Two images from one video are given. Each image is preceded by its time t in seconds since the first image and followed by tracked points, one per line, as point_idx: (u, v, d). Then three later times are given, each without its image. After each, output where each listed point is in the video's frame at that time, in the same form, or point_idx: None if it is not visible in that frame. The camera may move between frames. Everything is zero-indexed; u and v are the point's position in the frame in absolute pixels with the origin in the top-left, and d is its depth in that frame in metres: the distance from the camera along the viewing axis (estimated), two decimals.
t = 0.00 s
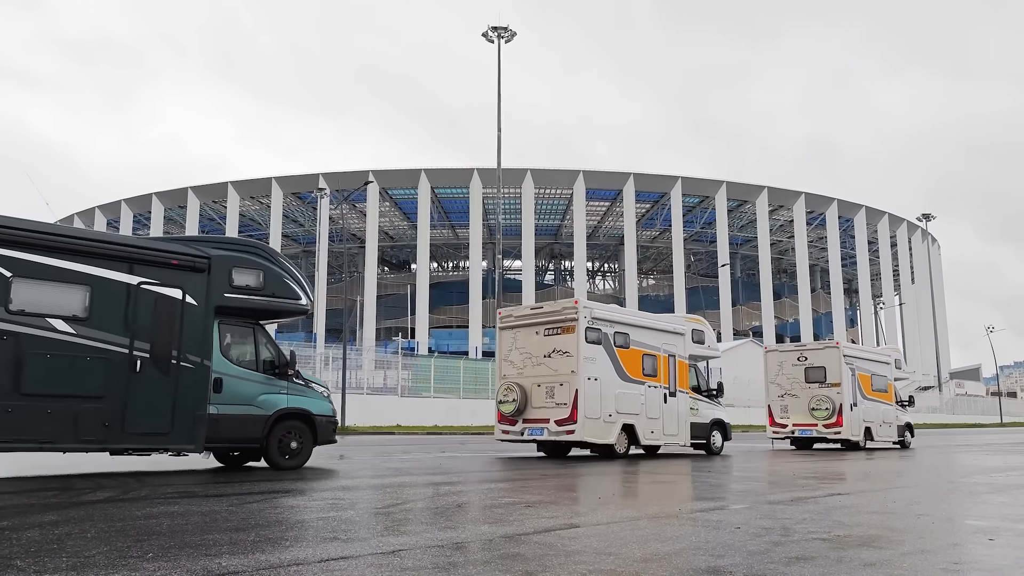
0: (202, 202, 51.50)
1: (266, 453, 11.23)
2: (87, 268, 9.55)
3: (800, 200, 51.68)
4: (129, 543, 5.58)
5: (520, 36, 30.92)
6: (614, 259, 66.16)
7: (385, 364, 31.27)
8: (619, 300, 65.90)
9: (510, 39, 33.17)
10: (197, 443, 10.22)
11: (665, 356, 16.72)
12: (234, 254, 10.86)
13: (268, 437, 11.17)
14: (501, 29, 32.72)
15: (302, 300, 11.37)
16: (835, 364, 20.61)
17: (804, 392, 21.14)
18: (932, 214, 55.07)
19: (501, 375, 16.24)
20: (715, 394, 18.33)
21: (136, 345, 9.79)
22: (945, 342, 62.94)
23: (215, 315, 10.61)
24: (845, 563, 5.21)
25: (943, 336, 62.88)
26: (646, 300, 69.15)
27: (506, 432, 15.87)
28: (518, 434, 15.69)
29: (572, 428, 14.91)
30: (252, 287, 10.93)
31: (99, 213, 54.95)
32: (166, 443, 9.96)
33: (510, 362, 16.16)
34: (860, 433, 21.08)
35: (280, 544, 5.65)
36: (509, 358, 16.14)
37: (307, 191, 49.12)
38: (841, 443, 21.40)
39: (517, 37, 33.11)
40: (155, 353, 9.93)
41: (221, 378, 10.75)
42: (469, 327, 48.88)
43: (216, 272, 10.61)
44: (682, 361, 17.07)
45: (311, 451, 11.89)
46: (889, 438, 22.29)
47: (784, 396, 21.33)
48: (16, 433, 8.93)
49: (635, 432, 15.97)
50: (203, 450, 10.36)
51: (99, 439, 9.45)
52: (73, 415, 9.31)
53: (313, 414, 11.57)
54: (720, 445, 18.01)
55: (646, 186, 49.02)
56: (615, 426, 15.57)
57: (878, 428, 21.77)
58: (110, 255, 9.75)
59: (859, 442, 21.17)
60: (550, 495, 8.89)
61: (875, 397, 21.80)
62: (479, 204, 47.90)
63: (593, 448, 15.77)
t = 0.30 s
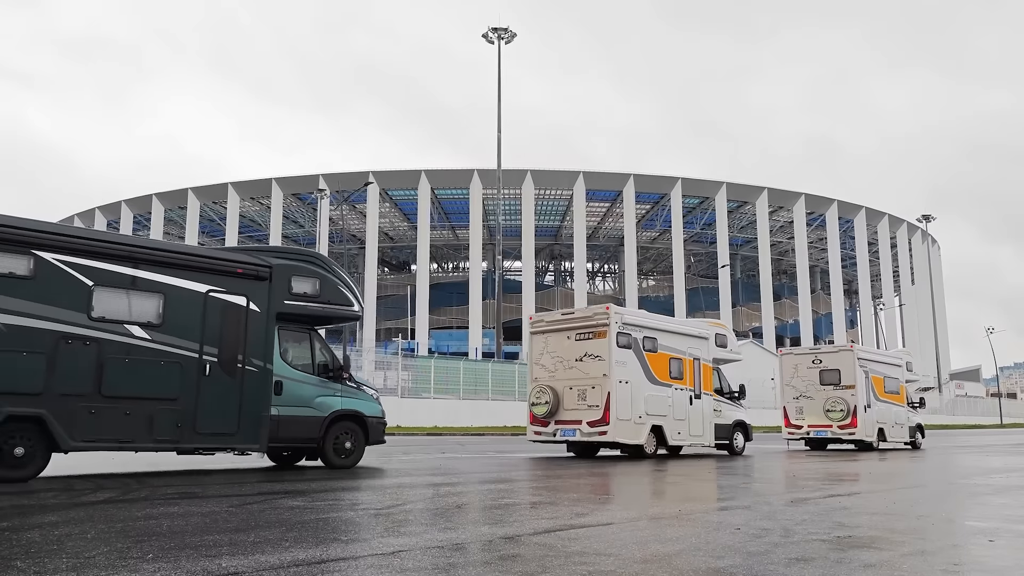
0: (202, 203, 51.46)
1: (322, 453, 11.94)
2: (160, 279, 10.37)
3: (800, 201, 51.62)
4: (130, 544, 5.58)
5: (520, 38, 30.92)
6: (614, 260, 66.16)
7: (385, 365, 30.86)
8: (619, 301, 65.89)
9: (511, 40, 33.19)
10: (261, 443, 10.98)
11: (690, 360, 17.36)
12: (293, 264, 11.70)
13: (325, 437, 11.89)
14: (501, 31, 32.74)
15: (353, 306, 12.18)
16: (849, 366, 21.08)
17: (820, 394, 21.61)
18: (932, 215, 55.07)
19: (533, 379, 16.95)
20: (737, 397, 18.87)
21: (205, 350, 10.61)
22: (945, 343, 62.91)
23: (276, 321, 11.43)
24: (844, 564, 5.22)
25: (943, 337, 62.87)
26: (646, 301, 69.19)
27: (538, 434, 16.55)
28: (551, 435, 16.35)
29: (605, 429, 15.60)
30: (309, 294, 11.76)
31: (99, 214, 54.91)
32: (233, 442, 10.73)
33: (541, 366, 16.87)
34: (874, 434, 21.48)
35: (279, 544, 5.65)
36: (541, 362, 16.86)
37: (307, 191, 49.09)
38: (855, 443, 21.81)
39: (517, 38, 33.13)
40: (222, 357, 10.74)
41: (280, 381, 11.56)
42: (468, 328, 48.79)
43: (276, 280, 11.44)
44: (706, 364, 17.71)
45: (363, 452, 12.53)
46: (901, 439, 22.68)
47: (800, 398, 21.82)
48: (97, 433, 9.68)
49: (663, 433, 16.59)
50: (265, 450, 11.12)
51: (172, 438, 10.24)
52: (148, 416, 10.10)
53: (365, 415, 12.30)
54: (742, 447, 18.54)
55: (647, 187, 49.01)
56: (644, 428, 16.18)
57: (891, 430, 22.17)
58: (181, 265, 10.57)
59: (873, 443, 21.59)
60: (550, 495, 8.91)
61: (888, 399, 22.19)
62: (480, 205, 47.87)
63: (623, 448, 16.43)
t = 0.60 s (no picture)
0: (202, 204, 51.47)
1: (373, 453, 12.37)
2: (225, 286, 10.91)
3: (800, 202, 51.63)
4: (131, 545, 5.60)
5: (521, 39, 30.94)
6: (614, 260, 66.17)
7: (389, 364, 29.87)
8: (619, 302, 65.87)
9: (510, 41, 33.19)
10: (318, 443, 11.60)
11: (715, 363, 17.85)
12: (346, 272, 12.12)
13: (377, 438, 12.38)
14: (500, 31, 32.74)
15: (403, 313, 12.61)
16: (863, 369, 21.65)
17: (834, 396, 22.12)
18: (932, 215, 55.13)
19: (562, 381, 17.36)
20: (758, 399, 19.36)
21: (267, 355, 11.18)
22: (944, 344, 62.87)
23: (330, 327, 11.96)
24: (843, 565, 5.22)
25: (943, 338, 62.87)
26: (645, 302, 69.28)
27: (567, 434, 17.00)
28: (581, 435, 16.79)
29: (634, 430, 16.08)
30: (362, 300, 12.20)
31: (98, 214, 54.93)
32: (294, 442, 11.35)
33: (570, 369, 17.29)
34: (887, 435, 22.06)
35: (279, 545, 5.67)
36: (570, 365, 17.27)
37: (307, 193, 49.10)
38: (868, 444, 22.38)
39: (517, 39, 33.14)
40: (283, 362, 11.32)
41: (335, 385, 11.94)
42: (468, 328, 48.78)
43: (331, 287, 11.92)
44: (729, 367, 18.21)
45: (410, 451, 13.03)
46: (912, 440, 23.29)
47: (814, 399, 22.30)
48: (170, 434, 10.30)
49: (689, 435, 17.10)
50: (322, 450, 11.73)
51: (238, 439, 10.85)
52: (216, 418, 10.72)
53: (412, 416, 12.78)
54: (763, 448, 19.10)
55: (647, 188, 49.03)
56: (671, 429, 16.67)
57: (903, 431, 22.77)
58: (244, 273, 11.10)
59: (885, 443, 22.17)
60: (551, 496, 8.92)
61: (899, 401, 22.80)
62: (479, 206, 47.87)
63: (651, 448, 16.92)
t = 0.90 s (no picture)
0: (202, 206, 51.52)
1: (420, 454, 12.85)
2: (284, 295, 11.34)
3: (799, 204, 51.68)
4: (130, 547, 5.60)
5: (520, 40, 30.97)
6: (614, 262, 66.19)
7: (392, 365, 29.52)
8: (619, 303, 65.89)
9: (510, 43, 33.24)
10: (370, 444, 12.06)
11: (738, 367, 18.06)
12: (394, 280, 12.61)
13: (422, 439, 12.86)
14: (500, 33, 32.78)
15: (445, 318, 13.16)
16: (876, 372, 21.86)
17: (847, 399, 22.31)
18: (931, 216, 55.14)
19: (590, 385, 17.62)
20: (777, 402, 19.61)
21: (322, 360, 11.62)
22: (944, 345, 62.84)
23: (380, 333, 12.42)
24: (843, 567, 5.24)
25: (943, 339, 62.85)
26: (645, 303, 69.35)
27: (596, 436, 17.28)
28: (609, 438, 17.04)
29: (662, 433, 16.30)
30: (407, 308, 12.70)
31: (98, 216, 54.98)
32: (347, 444, 11.75)
33: (598, 373, 17.54)
34: (899, 437, 22.31)
35: (278, 547, 5.68)
36: (598, 370, 17.52)
37: (307, 194, 49.15)
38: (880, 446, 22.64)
39: (516, 41, 33.17)
40: (337, 367, 11.78)
41: (383, 389, 12.43)
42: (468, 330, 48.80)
43: (381, 295, 12.40)
44: (751, 371, 18.43)
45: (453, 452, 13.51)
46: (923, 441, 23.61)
47: (828, 402, 22.51)
48: (235, 436, 10.75)
49: (714, 437, 17.33)
50: (372, 451, 12.17)
51: (297, 441, 11.30)
52: (277, 420, 11.16)
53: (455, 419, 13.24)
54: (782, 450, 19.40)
55: (646, 189, 49.08)
56: (697, 431, 16.89)
57: (914, 433, 23.07)
58: (301, 282, 11.54)
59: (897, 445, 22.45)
60: (550, 499, 8.92)
61: (911, 403, 23.08)
62: (479, 208, 47.90)
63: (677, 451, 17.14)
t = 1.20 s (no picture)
0: (201, 209, 51.51)
1: (463, 456, 13.76)
2: (338, 304, 12.22)
3: (798, 206, 51.71)
4: (130, 550, 5.61)
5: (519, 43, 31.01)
6: (613, 265, 66.20)
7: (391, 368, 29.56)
8: (619, 306, 65.92)
9: (509, 46, 33.28)
10: (416, 446, 12.90)
11: (757, 372, 19.03)
12: (436, 289, 13.66)
13: (465, 441, 13.78)
14: (499, 36, 32.83)
15: (483, 325, 14.19)
16: (888, 376, 23.13)
17: (859, 402, 23.60)
18: (930, 219, 55.28)
19: (616, 389, 18.65)
20: (794, 405, 20.54)
21: (373, 366, 12.48)
22: (944, 348, 62.85)
23: (425, 340, 13.36)
24: (843, 570, 5.23)
25: (942, 341, 62.90)
26: (645, 306, 69.49)
27: (622, 439, 18.30)
28: (635, 440, 18.08)
29: (687, 435, 17.27)
30: (450, 315, 13.72)
31: (98, 219, 54.98)
32: (395, 446, 12.59)
33: (624, 378, 18.57)
34: (910, 440, 23.49)
35: (277, 549, 5.69)
36: (624, 375, 18.55)
37: (306, 197, 49.14)
38: (891, 448, 23.80)
39: (515, 44, 33.22)
40: (386, 373, 12.65)
41: (429, 393, 13.37)
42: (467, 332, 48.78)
43: (426, 303, 13.39)
44: (770, 375, 19.40)
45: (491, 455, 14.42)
46: (934, 443, 24.72)
47: (841, 405, 23.83)
48: (294, 438, 11.51)
49: (736, 439, 18.23)
50: (419, 453, 13.02)
51: (350, 443, 12.09)
52: (332, 424, 11.95)
53: (496, 421, 14.23)
54: (800, 452, 20.20)
55: (646, 192, 49.11)
56: (720, 433, 17.81)
57: (925, 435, 24.20)
58: (352, 292, 12.42)
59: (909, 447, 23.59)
60: (550, 501, 8.95)
61: (921, 407, 24.29)
62: (478, 211, 47.90)
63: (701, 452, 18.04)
